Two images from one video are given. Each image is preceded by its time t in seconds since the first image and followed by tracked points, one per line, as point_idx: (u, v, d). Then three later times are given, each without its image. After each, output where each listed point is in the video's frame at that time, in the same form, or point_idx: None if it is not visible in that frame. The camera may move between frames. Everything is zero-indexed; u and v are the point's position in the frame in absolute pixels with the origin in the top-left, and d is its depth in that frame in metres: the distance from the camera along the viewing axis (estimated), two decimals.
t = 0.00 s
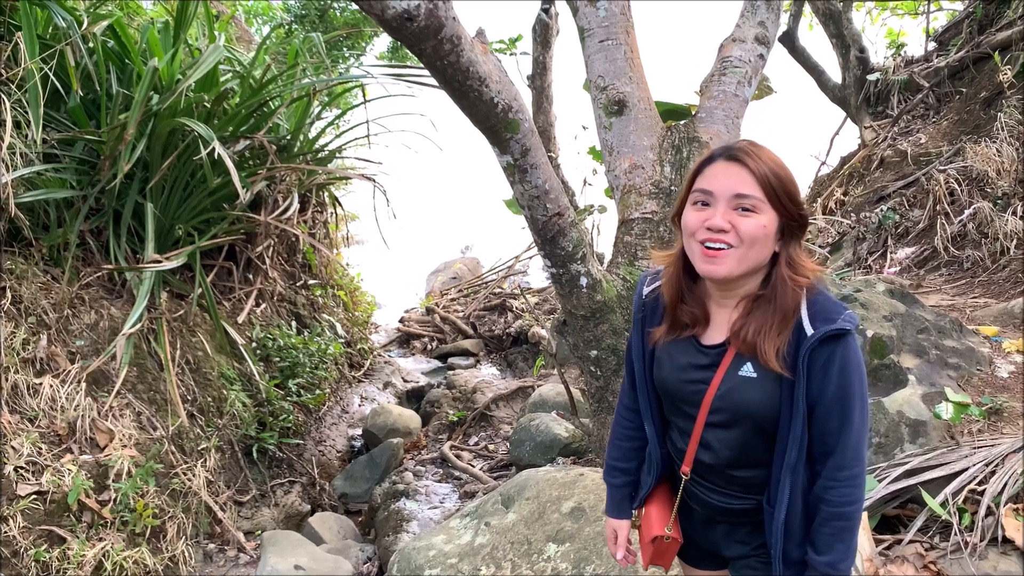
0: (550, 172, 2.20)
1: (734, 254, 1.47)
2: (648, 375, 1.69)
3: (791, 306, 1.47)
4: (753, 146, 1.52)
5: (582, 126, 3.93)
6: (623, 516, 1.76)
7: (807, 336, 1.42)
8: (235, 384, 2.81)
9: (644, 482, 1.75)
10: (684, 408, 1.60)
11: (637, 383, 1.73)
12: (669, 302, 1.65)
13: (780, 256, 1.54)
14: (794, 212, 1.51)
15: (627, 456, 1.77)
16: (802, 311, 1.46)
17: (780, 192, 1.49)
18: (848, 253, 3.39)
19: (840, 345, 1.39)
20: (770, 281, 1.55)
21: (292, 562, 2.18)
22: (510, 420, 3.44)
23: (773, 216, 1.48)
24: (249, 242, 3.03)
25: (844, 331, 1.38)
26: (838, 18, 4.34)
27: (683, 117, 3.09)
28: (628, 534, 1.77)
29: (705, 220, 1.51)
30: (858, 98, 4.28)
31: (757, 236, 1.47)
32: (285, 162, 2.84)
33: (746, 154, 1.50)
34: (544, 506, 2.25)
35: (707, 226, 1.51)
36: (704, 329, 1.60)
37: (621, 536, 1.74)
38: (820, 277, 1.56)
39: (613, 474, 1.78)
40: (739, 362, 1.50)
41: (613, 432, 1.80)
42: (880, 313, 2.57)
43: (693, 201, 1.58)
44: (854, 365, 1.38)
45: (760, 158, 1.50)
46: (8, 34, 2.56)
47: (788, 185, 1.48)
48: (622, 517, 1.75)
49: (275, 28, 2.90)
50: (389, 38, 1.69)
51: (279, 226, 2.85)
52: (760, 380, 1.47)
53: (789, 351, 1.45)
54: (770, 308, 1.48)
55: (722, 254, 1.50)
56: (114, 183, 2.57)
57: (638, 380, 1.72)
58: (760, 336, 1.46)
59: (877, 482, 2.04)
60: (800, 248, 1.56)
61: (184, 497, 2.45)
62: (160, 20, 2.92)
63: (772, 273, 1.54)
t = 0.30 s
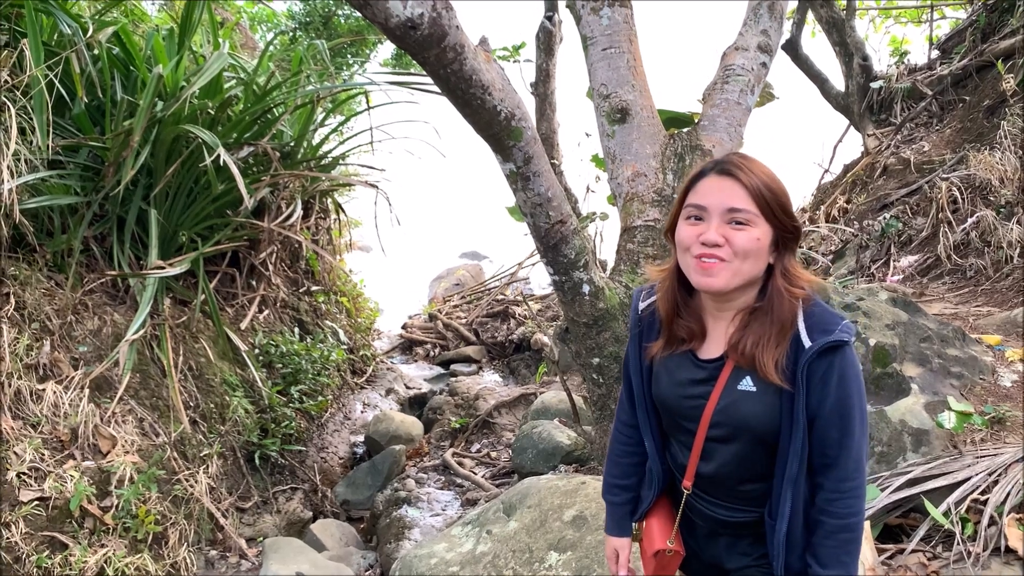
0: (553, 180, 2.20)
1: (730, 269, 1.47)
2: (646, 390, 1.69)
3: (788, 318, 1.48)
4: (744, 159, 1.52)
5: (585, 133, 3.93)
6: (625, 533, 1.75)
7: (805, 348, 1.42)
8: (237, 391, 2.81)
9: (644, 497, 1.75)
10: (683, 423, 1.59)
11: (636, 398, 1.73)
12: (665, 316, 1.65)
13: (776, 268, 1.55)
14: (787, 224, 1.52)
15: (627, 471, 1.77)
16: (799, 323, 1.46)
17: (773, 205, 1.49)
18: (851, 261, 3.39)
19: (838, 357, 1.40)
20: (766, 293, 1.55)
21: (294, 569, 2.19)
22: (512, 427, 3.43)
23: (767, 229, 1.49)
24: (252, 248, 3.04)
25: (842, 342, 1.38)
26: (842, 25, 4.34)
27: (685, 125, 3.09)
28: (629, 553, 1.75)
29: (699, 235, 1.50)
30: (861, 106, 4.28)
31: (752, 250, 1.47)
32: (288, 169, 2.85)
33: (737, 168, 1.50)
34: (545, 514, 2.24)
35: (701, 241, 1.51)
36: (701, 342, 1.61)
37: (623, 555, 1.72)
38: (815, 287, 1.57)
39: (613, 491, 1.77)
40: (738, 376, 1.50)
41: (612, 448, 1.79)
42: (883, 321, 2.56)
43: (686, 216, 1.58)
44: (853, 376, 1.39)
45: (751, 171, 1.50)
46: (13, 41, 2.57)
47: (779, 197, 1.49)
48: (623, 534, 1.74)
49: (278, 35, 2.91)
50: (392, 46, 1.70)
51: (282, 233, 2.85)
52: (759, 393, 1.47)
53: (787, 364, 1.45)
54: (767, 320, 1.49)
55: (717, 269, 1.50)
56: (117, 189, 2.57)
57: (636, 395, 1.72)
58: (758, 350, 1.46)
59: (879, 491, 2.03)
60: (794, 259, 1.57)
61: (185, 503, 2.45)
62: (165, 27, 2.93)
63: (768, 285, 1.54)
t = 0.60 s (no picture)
0: (558, 190, 2.20)
1: (739, 280, 1.48)
2: (649, 402, 1.68)
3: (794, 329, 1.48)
4: (748, 170, 1.53)
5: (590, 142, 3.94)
6: (629, 549, 1.74)
7: (812, 358, 1.43)
8: (243, 399, 2.82)
9: (649, 510, 1.74)
10: (689, 435, 1.59)
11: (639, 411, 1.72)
12: (670, 328, 1.65)
13: (780, 279, 1.55)
14: (792, 235, 1.52)
15: (631, 484, 1.76)
16: (805, 333, 1.47)
17: (778, 217, 1.50)
18: (856, 271, 3.38)
19: (845, 366, 1.40)
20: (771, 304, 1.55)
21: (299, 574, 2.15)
22: (518, 436, 3.43)
23: (773, 240, 1.49)
24: (259, 257, 3.05)
25: (848, 352, 1.39)
26: (847, 35, 4.35)
27: (690, 135, 3.10)
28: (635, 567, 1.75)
29: (706, 247, 1.51)
30: (866, 115, 4.29)
31: (760, 261, 1.47)
32: (294, 178, 2.86)
33: (742, 180, 1.50)
34: (550, 524, 2.24)
35: (709, 253, 1.51)
36: (707, 354, 1.60)
37: (628, 571, 1.73)
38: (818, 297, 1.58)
39: (619, 506, 1.76)
40: (745, 387, 1.50)
41: (615, 461, 1.78)
42: (889, 331, 2.55)
43: (691, 228, 1.58)
44: (859, 385, 1.40)
45: (756, 183, 1.51)
46: (23, 51, 2.59)
47: (784, 208, 1.50)
48: (628, 549, 1.74)
49: (285, 45, 2.92)
50: (399, 57, 1.70)
51: (288, 242, 2.87)
52: (766, 404, 1.47)
53: (794, 374, 1.46)
54: (774, 331, 1.49)
55: (725, 280, 1.50)
56: (125, 198, 2.58)
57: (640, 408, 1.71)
58: (766, 361, 1.46)
59: (885, 502, 2.01)
60: (798, 270, 1.57)
61: (191, 511, 2.45)
62: (172, 37, 2.95)
63: (773, 296, 1.55)
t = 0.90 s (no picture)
0: (563, 200, 2.19)
1: (748, 292, 1.47)
2: (655, 413, 1.67)
3: (801, 338, 1.48)
4: (753, 180, 1.52)
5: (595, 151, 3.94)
6: (633, 562, 1.72)
7: (820, 368, 1.43)
8: (248, 409, 2.82)
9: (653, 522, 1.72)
10: (696, 447, 1.58)
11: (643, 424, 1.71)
12: (676, 340, 1.64)
13: (786, 288, 1.55)
14: (797, 245, 1.53)
15: (636, 497, 1.74)
16: (812, 342, 1.47)
17: (785, 227, 1.50)
18: (862, 280, 3.38)
19: (853, 375, 1.40)
20: (778, 314, 1.55)
21: None
22: (523, 446, 3.43)
23: (779, 250, 1.49)
24: (264, 266, 3.06)
25: (856, 360, 1.39)
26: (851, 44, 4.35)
27: (695, 144, 3.10)
28: None
29: (714, 258, 1.50)
30: (872, 124, 4.29)
31: (768, 271, 1.47)
32: (300, 187, 2.86)
33: (747, 190, 1.50)
34: (555, 535, 2.22)
35: (716, 264, 1.51)
36: (714, 365, 1.60)
37: None
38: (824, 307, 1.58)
39: (621, 519, 1.74)
40: (753, 398, 1.49)
41: (619, 473, 1.77)
42: (895, 340, 2.53)
43: (697, 239, 1.58)
44: (868, 395, 1.39)
45: (761, 193, 1.50)
46: (30, 61, 2.61)
47: (790, 218, 1.50)
48: (631, 562, 1.71)
49: (291, 54, 2.93)
50: (404, 68, 1.70)
51: (293, 251, 2.88)
52: (775, 415, 1.47)
53: (802, 384, 1.45)
54: (781, 341, 1.49)
55: (733, 291, 1.50)
56: (131, 207, 2.59)
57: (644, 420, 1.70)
58: (774, 371, 1.46)
59: (893, 512, 1.94)
60: (804, 279, 1.58)
61: (196, 521, 2.44)
62: (179, 47, 2.97)
63: (780, 306, 1.55)
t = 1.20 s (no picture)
0: (567, 206, 2.19)
1: (749, 297, 1.47)
2: (658, 423, 1.66)
3: (803, 346, 1.48)
4: (752, 187, 1.53)
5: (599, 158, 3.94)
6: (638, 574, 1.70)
7: (821, 376, 1.42)
8: (252, 415, 2.82)
9: (658, 533, 1.71)
10: (700, 457, 1.57)
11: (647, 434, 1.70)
12: (678, 349, 1.64)
13: (787, 296, 1.55)
14: (797, 251, 1.53)
15: (641, 508, 1.73)
16: (813, 350, 1.47)
17: (784, 232, 1.50)
18: (867, 287, 3.37)
19: (856, 384, 1.39)
20: (779, 322, 1.55)
21: None
22: (527, 453, 3.42)
23: (780, 255, 1.50)
24: (269, 272, 3.07)
25: (858, 369, 1.38)
26: (856, 51, 4.35)
27: (700, 151, 3.09)
28: None
29: (714, 263, 1.50)
30: (877, 131, 4.28)
31: (768, 277, 1.47)
32: (304, 194, 2.87)
33: (746, 196, 1.51)
34: (559, 542, 2.20)
35: (717, 269, 1.50)
36: (716, 374, 1.60)
37: None
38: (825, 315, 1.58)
39: (625, 531, 1.72)
40: (755, 407, 1.49)
41: (622, 484, 1.76)
42: (900, 348, 2.51)
43: (697, 246, 1.57)
44: (870, 403, 1.39)
45: (760, 199, 1.51)
46: (37, 68, 2.62)
47: (790, 224, 1.51)
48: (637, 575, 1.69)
49: (296, 62, 2.94)
50: (408, 75, 1.70)
51: (297, 257, 2.88)
52: (777, 424, 1.46)
53: (804, 393, 1.45)
54: (782, 349, 1.49)
55: (734, 298, 1.50)
56: (136, 214, 2.59)
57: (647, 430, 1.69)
58: (776, 380, 1.45)
59: (897, 520, 1.90)
60: (804, 286, 1.58)
61: (199, 527, 2.44)
62: (184, 54, 2.98)
63: (781, 314, 1.55)
